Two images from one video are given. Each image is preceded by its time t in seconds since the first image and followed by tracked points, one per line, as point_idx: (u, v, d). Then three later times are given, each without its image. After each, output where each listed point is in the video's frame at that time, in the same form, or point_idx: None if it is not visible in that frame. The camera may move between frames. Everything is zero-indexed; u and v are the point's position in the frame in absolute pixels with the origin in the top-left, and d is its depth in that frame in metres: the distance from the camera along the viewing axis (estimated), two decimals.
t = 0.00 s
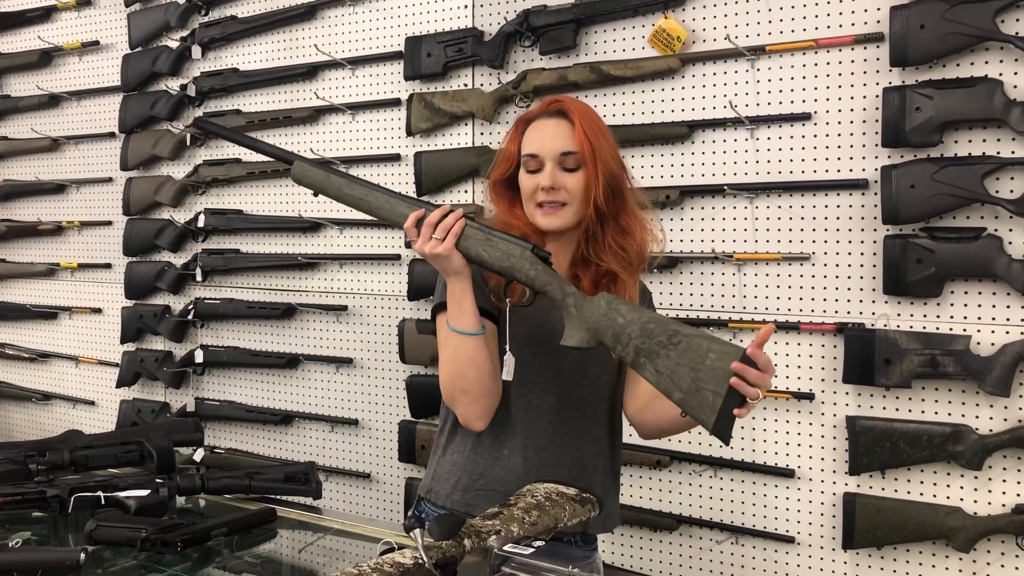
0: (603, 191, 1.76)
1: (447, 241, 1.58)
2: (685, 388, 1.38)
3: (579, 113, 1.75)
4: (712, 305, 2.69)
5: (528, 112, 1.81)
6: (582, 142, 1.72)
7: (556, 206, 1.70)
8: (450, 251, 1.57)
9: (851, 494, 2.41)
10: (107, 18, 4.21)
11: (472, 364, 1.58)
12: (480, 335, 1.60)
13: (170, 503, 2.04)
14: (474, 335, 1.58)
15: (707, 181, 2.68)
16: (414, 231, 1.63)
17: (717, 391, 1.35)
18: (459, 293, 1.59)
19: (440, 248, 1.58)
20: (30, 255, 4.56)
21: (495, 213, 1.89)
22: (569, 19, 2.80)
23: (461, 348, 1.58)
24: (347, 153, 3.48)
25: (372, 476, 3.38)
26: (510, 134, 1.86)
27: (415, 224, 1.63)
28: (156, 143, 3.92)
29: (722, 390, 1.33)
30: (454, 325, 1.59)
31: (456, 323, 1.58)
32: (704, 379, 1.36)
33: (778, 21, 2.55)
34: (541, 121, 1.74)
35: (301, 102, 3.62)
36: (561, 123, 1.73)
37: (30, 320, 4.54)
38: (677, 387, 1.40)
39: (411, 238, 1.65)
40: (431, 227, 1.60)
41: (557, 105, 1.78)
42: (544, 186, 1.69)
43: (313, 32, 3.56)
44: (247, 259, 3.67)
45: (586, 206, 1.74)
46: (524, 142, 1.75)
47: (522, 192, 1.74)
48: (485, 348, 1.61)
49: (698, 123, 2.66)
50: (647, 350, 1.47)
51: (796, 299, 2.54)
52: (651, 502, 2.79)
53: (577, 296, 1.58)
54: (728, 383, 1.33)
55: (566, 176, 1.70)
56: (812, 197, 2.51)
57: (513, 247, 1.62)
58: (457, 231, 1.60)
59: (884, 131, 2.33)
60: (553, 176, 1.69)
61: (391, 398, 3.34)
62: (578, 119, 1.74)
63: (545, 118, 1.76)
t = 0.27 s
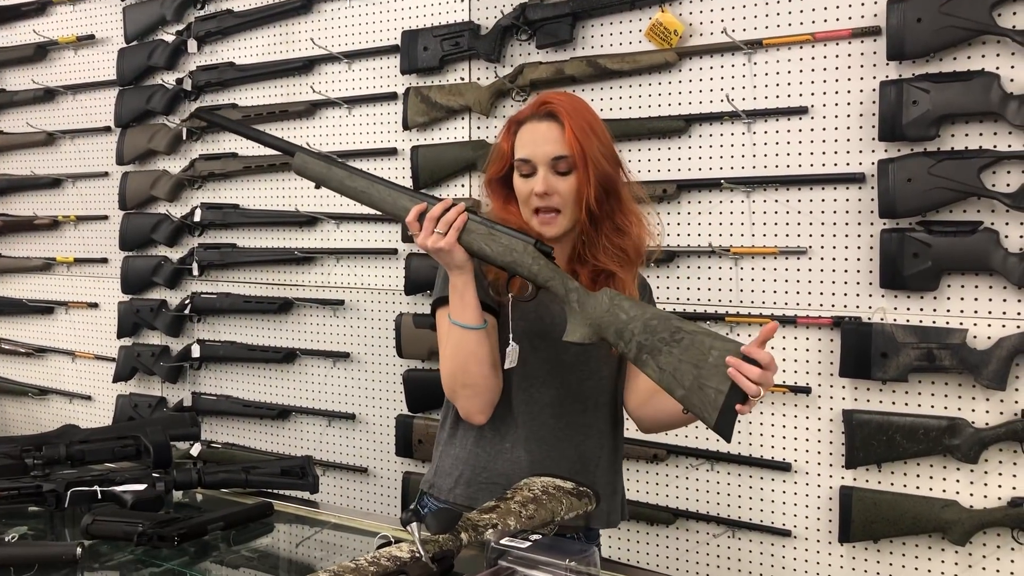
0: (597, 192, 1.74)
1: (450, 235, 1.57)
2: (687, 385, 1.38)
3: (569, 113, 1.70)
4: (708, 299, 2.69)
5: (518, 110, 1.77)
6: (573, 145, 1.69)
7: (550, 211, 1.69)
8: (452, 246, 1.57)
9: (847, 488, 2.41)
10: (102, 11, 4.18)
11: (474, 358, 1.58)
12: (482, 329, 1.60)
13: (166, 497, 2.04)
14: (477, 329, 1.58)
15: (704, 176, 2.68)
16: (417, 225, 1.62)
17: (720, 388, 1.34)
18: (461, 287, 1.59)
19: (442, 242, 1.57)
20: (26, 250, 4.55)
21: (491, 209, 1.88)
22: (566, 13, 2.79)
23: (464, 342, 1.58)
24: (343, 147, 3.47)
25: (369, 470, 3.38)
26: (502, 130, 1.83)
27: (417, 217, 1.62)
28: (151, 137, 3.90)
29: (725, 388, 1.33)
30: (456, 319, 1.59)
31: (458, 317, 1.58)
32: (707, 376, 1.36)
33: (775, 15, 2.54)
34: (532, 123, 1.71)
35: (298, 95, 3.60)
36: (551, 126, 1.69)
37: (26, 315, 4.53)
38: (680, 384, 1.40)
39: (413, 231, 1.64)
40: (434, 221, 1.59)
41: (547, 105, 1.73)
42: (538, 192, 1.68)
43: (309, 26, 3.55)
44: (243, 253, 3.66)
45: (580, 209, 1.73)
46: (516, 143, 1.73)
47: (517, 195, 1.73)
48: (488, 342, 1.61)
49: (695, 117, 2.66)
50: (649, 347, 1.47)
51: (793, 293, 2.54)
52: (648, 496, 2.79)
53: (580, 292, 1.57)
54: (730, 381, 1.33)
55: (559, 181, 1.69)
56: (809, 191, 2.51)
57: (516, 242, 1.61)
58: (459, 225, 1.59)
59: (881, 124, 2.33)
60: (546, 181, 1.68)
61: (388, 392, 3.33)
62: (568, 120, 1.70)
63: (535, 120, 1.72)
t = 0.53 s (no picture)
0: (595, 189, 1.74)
1: (447, 229, 1.56)
2: (688, 375, 1.39)
3: (568, 110, 1.69)
4: (705, 293, 2.69)
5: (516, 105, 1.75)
6: (572, 142, 1.68)
7: (548, 208, 1.70)
8: (450, 240, 1.56)
9: (844, 481, 2.42)
10: (96, 5, 4.16)
11: (473, 352, 1.57)
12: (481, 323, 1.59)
13: (162, 491, 2.04)
14: (475, 323, 1.57)
15: (701, 169, 2.67)
16: (414, 221, 1.61)
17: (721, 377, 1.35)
18: (459, 282, 1.58)
19: (440, 236, 1.56)
20: (21, 245, 4.53)
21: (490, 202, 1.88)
22: (563, 5, 2.78)
23: (462, 337, 1.57)
24: (340, 141, 3.45)
25: (366, 465, 3.38)
26: (499, 124, 1.81)
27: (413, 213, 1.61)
28: (147, 131, 3.89)
29: (726, 376, 1.33)
30: (454, 313, 1.58)
31: (457, 312, 1.57)
32: (708, 366, 1.36)
33: (772, 8, 2.54)
34: (531, 119, 1.70)
35: (294, 89, 3.59)
36: (549, 122, 1.68)
37: (23, 309, 4.52)
38: (681, 374, 1.40)
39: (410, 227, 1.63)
40: (431, 216, 1.58)
41: (545, 100, 1.71)
42: (537, 190, 1.68)
43: (305, 20, 3.53)
44: (239, 247, 3.65)
45: (579, 205, 1.73)
46: (514, 140, 1.72)
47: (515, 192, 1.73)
48: (486, 336, 1.60)
49: (692, 110, 2.65)
50: (650, 338, 1.47)
51: (790, 286, 2.54)
52: (645, 489, 2.79)
53: (579, 285, 1.57)
54: (732, 371, 1.33)
55: (558, 179, 1.69)
56: (806, 184, 2.51)
57: (515, 235, 1.61)
58: (457, 219, 1.58)
59: (878, 117, 2.33)
60: (545, 179, 1.68)
61: (385, 386, 3.33)
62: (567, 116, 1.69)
63: (534, 116, 1.71)
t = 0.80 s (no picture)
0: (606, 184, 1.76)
1: (445, 231, 1.56)
2: (693, 367, 1.38)
3: (583, 105, 1.72)
4: (704, 289, 2.69)
5: (524, 99, 1.74)
6: (590, 136, 1.71)
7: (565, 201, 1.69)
8: (449, 242, 1.56)
9: (844, 477, 2.42)
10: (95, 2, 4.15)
11: (472, 351, 1.58)
12: (480, 322, 1.59)
13: (162, 488, 2.04)
14: (475, 323, 1.58)
15: (700, 165, 2.67)
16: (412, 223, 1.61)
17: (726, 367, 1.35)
18: (458, 283, 1.59)
19: (439, 239, 1.56)
20: (21, 242, 4.53)
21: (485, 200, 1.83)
22: (561, 1, 2.77)
23: (462, 336, 1.58)
24: (339, 137, 3.45)
25: (366, 461, 3.38)
26: (499, 121, 1.78)
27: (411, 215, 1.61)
28: (146, 128, 3.88)
29: (731, 367, 1.34)
30: (454, 313, 1.58)
31: (456, 312, 1.58)
32: (712, 357, 1.36)
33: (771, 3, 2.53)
34: (545, 112, 1.70)
35: (292, 86, 3.58)
36: (567, 116, 1.69)
37: (23, 307, 4.52)
38: (686, 366, 1.40)
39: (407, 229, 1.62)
40: (428, 218, 1.58)
41: (557, 95, 1.72)
42: (556, 183, 1.67)
43: (303, 16, 3.52)
44: (238, 244, 3.65)
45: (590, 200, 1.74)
46: (527, 133, 1.70)
47: (528, 186, 1.70)
48: (485, 334, 1.61)
49: (691, 106, 2.65)
50: (653, 331, 1.46)
51: (789, 282, 2.54)
52: (645, 485, 2.80)
53: (580, 281, 1.56)
54: (737, 361, 1.34)
55: (575, 172, 1.69)
56: (805, 180, 2.50)
57: (512, 233, 1.60)
58: (454, 220, 1.58)
59: (878, 112, 2.32)
60: (564, 172, 1.68)
61: (385, 383, 3.33)
62: (582, 110, 1.72)
63: (548, 110, 1.70)
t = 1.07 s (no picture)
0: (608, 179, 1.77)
1: (450, 228, 1.56)
2: (700, 360, 1.39)
3: (588, 100, 1.73)
4: (706, 284, 2.68)
5: (529, 92, 1.73)
6: (595, 130, 1.72)
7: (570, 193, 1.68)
8: (454, 238, 1.56)
9: (846, 472, 2.42)
10: None
11: (474, 349, 1.58)
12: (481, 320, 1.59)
13: (163, 486, 2.04)
14: (477, 321, 1.58)
15: (702, 160, 2.66)
16: (415, 221, 1.60)
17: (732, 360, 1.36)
18: (463, 279, 1.59)
19: (443, 235, 1.56)
20: (22, 240, 4.53)
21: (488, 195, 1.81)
22: None
23: (464, 334, 1.58)
24: (339, 134, 3.44)
25: (368, 458, 3.39)
26: (503, 114, 1.75)
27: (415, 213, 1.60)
28: (146, 125, 3.88)
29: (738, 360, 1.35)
30: (456, 310, 1.58)
31: (459, 309, 1.58)
32: (719, 350, 1.37)
33: None
34: (551, 105, 1.70)
35: (292, 82, 3.58)
36: (573, 110, 1.70)
37: (25, 304, 4.52)
38: (692, 359, 1.40)
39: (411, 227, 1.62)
40: (433, 215, 1.57)
41: (564, 88, 1.73)
42: (562, 173, 1.66)
43: (303, 12, 3.52)
44: (239, 241, 3.65)
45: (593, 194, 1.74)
46: (532, 125, 1.70)
47: (532, 177, 1.69)
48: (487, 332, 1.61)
49: (693, 101, 2.64)
50: (659, 325, 1.46)
51: (791, 277, 2.53)
52: (647, 481, 2.79)
53: (585, 275, 1.56)
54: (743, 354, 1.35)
55: (580, 164, 1.69)
56: (808, 175, 2.50)
57: (516, 230, 1.58)
58: (459, 217, 1.57)
59: (880, 107, 2.31)
60: (570, 163, 1.67)
61: (386, 379, 3.33)
62: (587, 105, 1.73)
63: (554, 102, 1.70)
